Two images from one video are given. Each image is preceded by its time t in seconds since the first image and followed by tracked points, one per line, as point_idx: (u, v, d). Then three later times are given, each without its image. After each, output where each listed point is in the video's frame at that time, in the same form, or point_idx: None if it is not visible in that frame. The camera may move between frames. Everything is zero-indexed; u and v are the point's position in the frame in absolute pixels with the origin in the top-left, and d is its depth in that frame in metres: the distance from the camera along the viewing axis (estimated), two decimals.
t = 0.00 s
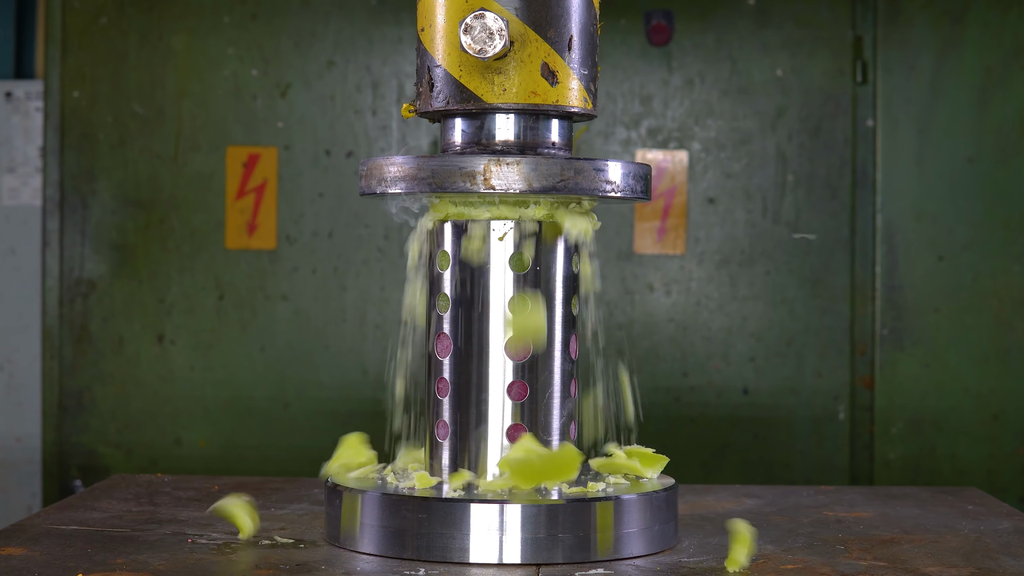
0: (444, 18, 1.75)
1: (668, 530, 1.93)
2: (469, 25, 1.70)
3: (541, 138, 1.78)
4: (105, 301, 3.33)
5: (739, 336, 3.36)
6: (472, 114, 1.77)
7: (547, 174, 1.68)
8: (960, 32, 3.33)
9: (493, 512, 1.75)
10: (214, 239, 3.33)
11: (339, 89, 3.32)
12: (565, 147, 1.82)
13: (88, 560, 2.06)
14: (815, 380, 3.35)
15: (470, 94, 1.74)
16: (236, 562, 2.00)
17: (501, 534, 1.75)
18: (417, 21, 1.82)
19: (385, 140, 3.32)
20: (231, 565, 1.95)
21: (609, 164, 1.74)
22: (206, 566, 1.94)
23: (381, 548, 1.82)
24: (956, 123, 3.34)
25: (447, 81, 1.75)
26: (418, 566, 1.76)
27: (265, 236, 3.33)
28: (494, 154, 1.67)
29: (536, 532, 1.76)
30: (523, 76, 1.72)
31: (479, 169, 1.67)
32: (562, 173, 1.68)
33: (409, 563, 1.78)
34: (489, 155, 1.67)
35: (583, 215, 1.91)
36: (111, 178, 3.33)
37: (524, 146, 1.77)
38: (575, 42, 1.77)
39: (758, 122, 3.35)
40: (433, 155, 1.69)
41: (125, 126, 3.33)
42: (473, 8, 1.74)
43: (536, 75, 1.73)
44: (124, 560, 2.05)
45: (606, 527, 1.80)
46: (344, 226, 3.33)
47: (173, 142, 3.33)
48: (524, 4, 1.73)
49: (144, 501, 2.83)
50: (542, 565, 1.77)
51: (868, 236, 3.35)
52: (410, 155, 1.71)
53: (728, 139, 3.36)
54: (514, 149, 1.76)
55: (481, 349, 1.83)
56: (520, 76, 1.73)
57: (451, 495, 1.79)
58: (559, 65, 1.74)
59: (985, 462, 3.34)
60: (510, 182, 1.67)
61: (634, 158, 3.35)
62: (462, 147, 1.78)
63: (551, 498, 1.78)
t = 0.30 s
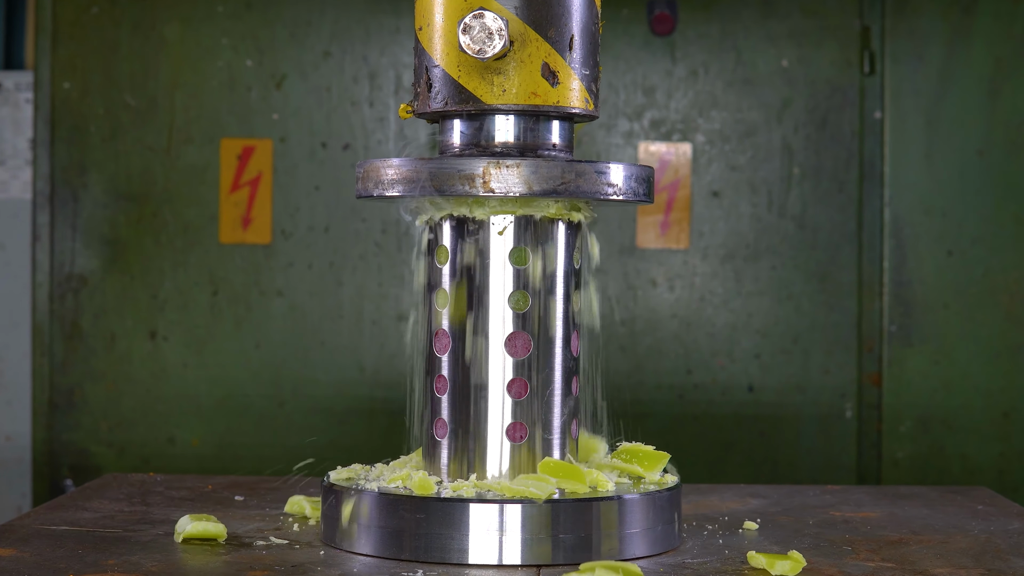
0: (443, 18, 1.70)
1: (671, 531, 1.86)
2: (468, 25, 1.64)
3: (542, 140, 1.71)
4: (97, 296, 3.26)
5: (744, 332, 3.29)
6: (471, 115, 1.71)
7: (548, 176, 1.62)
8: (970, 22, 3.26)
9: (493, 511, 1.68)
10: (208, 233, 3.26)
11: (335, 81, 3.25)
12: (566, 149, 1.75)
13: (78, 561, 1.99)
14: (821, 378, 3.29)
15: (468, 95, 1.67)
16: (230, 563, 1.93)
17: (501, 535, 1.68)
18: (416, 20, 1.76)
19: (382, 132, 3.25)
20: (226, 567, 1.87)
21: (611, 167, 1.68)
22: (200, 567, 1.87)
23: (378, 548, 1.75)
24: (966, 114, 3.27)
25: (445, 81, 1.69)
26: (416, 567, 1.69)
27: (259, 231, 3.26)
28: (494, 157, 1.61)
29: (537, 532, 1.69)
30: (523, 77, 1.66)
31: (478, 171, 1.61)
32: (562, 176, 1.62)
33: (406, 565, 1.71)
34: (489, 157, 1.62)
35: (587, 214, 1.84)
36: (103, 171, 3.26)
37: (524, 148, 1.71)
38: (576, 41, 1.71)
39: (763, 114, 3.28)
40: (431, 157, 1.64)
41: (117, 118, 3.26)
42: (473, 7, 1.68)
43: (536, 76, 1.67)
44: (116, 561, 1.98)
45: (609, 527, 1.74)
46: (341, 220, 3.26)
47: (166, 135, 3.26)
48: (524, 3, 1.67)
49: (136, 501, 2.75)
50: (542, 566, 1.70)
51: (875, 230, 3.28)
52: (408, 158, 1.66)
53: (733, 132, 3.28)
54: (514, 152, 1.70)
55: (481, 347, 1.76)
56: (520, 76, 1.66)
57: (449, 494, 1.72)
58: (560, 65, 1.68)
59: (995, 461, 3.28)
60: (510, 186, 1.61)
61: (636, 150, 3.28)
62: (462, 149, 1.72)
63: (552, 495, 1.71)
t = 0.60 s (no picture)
0: (440, 17, 1.63)
1: (674, 532, 1.80)
2: (467, 25, 1.58)
3: (542, 141, 1.65)
4: (88, 292, 3.20)
5: (749, 328, 3.22)
6: (470, 116, 1.65)
7: (549, 180, 1.56)
8: (980, 11, 3.19)
9: (492, 511, 1.62)
10: (201, 228, 3.19)
11: (332, 71, 3.19)
12: (568, 151, 1.68)
13: (69, 562, 1.93)
14: (828, 375, 3.22)
15: (467, 96, 1.61)
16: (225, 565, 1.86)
17: (501, 535, 1.62)
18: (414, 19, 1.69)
19: (379, 124, 3.19)
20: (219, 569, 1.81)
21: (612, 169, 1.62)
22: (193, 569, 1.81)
23: (375, 549, 1.69)
24: (976, 106, 3.20)
25: (443, 82, 1.62)
26: (414, 568, 1.63)
27: (254, 225, 3.19)
28: (493, 159, 1.55)
29: (538, 532, 1.63)
30: (523, 77, 1.59)
31: (477, 174, 1.55)
32: (563, 179, 1.56)
33: (404, 566, 1.64)
34: (488, 160, 1.55)
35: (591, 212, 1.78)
36: (94, 164, 3.19)
37: (524, 151, 1.64)
38: (577, 40, 1.64)
39: (768, 105, 3.21)
40: (429, 160, 1.57)
41: (108, 110, 3.19)
42: (471, 6, 1.61)
43: (536, 77, 1.60)
44: (108, 563, 1.91)
45: (612, 527, 1.68)
46: (337, 214, 3.19)
47: (159, 127, 3.19)
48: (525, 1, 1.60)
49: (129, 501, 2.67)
50: (542, 568, 1.64)
51: (883, 224, 3.21)
52: (405, 160, 1.59)
53: (737, 123, 3.21)
54: (513, 154, 1.64)
55: (479, 342, 1.70)
56: (520, 77, 1.60)
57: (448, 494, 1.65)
58: (561, 66, 1.61)
59: (1004, 459, 3.21)
60: (509, 189, 1.55)
61: (639, 143, 3.22)
62: (461, 150, 1.66)
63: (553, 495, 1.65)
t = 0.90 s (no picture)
0: (440, 17, 1.64)
1: (678, 532, 1.74)
2: (466, 25, 1.59)
3: (543, 143, 1.66)
4: (80, 287, 3.13)
5: (754, 324, 3.16)
6: (470, 118, 1.66)
7: (550, 183, 1.55)
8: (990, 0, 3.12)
9: (492, 512, 1.57)
10: (195, 222, 3.13)
11: (328, 62, 3.12)
12: (568, 152, 1.69)
13: (59, 564, 1.86)
14: (834, 372, 3.16)
15: (467, 97, 1.62)
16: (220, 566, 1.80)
17: (500, 537, 1.57)
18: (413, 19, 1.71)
19: (376, 116, 3.12)
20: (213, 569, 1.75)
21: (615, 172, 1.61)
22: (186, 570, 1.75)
23: (372, 551, 1.63)
24: (986, 97, 3.13)
25: (442, 83, 1.64)
26: (412, 571, 1.58)
27: (249, 219, 3.13)
28: (493, 162, 1.54)
29: (539, 533, 1.57)
30: (523, 78, 1.61)
31: (476, 178, 1.54)
32: (565, 182, 1.55)
33: (403, 568, 1.59)
34: (488, 163, 1.55)
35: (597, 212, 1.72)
36: (85, 157, 3.13)
37: (525, 152, 1.65)
38: (578, 41, 1.65)
39: (774, 97, 3.15)
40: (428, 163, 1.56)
41: (100, 101, 3.13)
42: (471, 7, 1.63)
43: (537, 77, 1.61)
44: (98, 564, 1.85)
45: (614, 528, 1.62)
46: (334, 208, 3.13)
47: (152, 119, 3.13)
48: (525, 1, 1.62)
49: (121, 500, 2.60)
50: (543, 569, 1.59)
51: (890, 218, 3.15)
52: (404, 163, 1.58)
53: (742, 115, 3.15)
54: (514, 156, 1.64)
55: (479, 342, 1.65)
56: (520, 78, 1.61)
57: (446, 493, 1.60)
58: (562, 66, 1.63)
59: (1015, 458, 3.15)
60: (510, 192, 1.54)
61: (642, 135, 3.15)
62: (461, 152, 1.67)
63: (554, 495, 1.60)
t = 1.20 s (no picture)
0: (438, 17, 1.59)
1: (681, 533, 1.69)
2: (465, 26, 1.54)
3: (544, 146, 1.60)
4: (71, 283, 3.07)
5: (759, 321, 3.10)
6: (469, 120, 1.61)
7: (551, 187, 1.50)
8: None
9: (491, 512, 1.52)
10: (188, 216, 3.06)
11: (324, 53, 3.06)
12: (571, 156, 1.64)
13: (50, 565, 1.81)
14: (841, 370, 3.10)
15: (466, 99, 1.57)
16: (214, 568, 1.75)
17: (500, 537, 1.52)
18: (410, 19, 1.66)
19: (373, 108, 3.06)
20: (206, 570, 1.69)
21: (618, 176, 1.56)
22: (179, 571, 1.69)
23: (369, 552, 1.58)
24: (995, 88, 3.07)
25: (441, 84, 1.58)
26: (410, 572, 1.53)
27: (243, 213, 3.07)
28: (493, 166, 1.49)
29: (539, 534, 1.52)
30: (525, 79, 1.55)
31: (477, 182, 1.49)
32: (567, 186, 1.50)
33: (400, 569, 1.54)
34: (488, 166, 1.49)
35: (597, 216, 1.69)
36: (77, 149, 3.07)
37: (526, 155, 1.60)
38: (580, 41, 1.60)
39: (779, 88, 3.08)
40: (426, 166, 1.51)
41: (92, 93, 3.07)
42: (470, 6, 1.57)
43: (538, 78, 1.56)
44: (90, 565, 1.80)
45: (616, 529, 1.57)
46: (330, 201, 3.07)
47: (145, 111, 3.07)
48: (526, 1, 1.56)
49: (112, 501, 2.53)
50: (544, 570, 1.53)
51: (898, 212, 3.08)
52: (402, 166, 1.53)
53: (746, 107, 3.08)
54: (514, 159, 1.59)
55: (478, 341, 1.59)
56: (520, 79, 1.56)
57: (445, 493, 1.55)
58: (564, 67, 1.57)
59: None
60: (510, 197, 1.49)
61: (644, 128, 3.08)
62: (459, 155, 1.62)
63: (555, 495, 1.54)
